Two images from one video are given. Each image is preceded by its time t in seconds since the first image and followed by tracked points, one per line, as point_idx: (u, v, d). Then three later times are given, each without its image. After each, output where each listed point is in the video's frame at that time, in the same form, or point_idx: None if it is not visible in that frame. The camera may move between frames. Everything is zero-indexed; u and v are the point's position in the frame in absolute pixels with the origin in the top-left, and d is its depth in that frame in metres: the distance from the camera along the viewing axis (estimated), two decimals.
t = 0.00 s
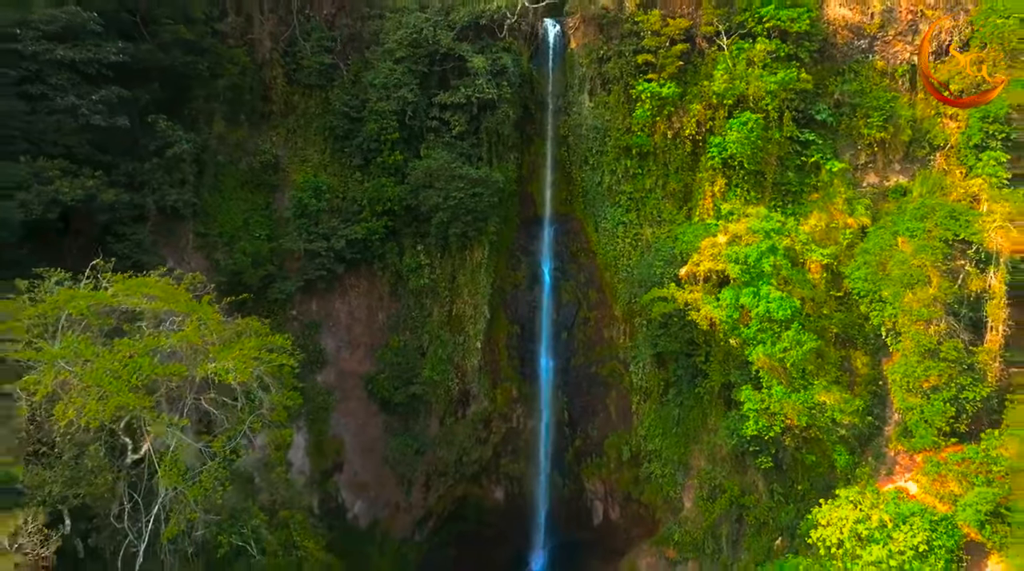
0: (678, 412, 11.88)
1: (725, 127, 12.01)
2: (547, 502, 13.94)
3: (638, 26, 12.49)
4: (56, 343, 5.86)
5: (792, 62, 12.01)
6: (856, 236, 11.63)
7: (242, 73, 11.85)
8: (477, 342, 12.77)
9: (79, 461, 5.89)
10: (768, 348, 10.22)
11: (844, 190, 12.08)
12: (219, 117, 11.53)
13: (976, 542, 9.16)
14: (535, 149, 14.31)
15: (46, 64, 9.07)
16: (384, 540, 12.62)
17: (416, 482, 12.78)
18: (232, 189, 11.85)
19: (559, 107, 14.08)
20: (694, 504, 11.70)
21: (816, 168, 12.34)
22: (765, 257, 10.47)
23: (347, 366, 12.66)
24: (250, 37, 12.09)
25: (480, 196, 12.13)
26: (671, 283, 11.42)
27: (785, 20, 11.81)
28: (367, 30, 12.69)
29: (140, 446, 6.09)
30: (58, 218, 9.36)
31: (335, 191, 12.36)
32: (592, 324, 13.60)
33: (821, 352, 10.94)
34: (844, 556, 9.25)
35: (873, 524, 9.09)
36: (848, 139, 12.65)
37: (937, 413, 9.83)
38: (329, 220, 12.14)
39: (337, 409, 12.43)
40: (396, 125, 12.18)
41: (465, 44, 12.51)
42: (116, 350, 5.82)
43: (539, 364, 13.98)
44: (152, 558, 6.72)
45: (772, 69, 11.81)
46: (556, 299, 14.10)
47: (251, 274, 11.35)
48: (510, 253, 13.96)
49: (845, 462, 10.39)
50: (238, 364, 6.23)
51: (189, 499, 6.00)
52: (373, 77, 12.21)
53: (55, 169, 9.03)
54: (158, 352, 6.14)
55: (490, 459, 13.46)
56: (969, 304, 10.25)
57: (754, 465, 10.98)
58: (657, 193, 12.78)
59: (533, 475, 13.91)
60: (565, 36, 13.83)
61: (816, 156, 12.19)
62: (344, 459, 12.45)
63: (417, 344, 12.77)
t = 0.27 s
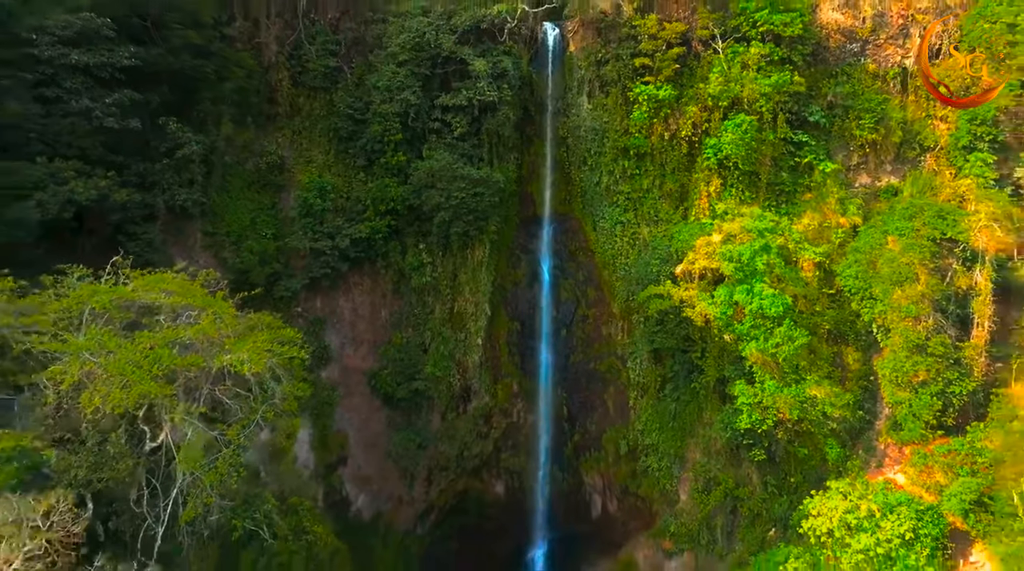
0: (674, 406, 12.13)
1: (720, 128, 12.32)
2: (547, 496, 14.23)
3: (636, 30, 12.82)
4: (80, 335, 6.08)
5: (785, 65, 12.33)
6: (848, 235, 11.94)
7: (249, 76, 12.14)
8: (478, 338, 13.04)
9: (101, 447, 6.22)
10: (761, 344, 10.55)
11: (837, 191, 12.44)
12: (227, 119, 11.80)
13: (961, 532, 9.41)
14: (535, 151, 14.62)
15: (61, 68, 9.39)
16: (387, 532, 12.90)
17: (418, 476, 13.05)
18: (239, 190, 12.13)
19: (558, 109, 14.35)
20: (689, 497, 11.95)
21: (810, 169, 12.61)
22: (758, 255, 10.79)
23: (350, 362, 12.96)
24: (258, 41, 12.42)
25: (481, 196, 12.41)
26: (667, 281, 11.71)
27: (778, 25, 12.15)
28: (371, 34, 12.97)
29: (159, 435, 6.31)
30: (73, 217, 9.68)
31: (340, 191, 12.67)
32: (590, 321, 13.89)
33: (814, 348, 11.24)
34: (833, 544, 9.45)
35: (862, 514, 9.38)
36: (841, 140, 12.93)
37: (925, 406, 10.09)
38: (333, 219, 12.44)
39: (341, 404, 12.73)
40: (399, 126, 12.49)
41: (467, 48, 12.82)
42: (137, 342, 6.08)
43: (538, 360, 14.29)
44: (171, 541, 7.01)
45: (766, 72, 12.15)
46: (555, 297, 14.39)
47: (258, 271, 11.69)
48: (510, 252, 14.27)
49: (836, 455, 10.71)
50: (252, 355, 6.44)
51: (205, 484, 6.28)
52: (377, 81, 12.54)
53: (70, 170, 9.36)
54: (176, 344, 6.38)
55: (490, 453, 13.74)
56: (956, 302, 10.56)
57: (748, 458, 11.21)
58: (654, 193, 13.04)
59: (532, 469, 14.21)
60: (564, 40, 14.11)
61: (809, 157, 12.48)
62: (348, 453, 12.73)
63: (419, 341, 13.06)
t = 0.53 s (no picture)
0: (671, 401, 12.40)
1: (716, 130, 12.62)
2: (546, 490, 14.51)
3: (633, 34, 13.15)
4: (101, 327, 6.33)
5: (779, 68, 12.65)
6: (840, 234, 12.26)
7: (256, 79, 12.43)
8: (479, 335, 13.34)
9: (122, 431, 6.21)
10: (754, 340, 10.83)
11: (830, 191, 12.73)
12: (234, 121, 12.09)
13: (946, 521, 9.76)
14: (534, 152, 14.93)
15: (75, 72, 9.69)
16: (389, 525, 13.18)
17: (421, 470, 13.37)
18: (246, 190, 12.43)
19: (557, 111, 14.63)
20: (685, 489, 12.21)
21: (803, 170, 12.91)
22: (751, 253, 11.10)
23: (355, 358, 13.26)
24: (264, 44, 12.73)
25: (482, 196, 12.70)
26: (664, 278, 12.00)
27: (772, 29, 12.48)
28: (374, 38, 13.33)
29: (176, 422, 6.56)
30: (87, 217, 9.99)
31: (344, 191, 12.97)
32: (589, 319, 14.19)
33: (807, 345, 11.52)
34: (823, 533, 9.75)
35: (851, 503, 9.65)
36: (834, 141, 13.20)
37: (913, 400, 10.41)
38: (338, 219, 12.74)
39: (346, 400, 13.01)
40: (402, 128, 12.78)
41: (468, 51, 13.12)
42: (156, 335, 6.33)
43: (538, 357, 14.59)
44: (188, 525, 6.97)
45: (760, 75, 12.46)
46: (555, 295, 14.69)
47: (265, 269, 11.99)
48: (511, 251, 14.58)
49: (828, 449, 11.04)
50: (265, 347, 6.71)
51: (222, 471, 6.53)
52: (380, 83, 12.84)
53: (85, 171, 9.68)
54: (192, 337, 6.63)
55: (491, 448, 14.04)
56: (943, 299, 10.86)
57: (742, 451, 11.46)
58: (651, 193, 13.33)
59: (532, 463, 14.50)
60: (563, 43, 14.39)
61: (802, 158, 12.78)
62: (352, 447, 13.02)
63: (422, 337, 13.39)
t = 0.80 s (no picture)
0: (668, 396, 12.73)
1: (712, 131, 12.95)
2: (546, 484, 14.87)
3: (631, 38, 13.44)
4: (121, 320, 6.62)
5: (773, 71, 12.96)
6: (833, 233, 12.56)
7: (263, 82, 12.73)
8: (480, 332, 13.65)
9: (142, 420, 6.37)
10: (748, 336, 11.11)
11: (823, 191, 13.01)
12: (241, 122, 12.41)
13: (933, 511, 10.08)
14: (534, 153, 15.25)
15: (89, 76, 9.96)
16: (393, 518, 13.49)
17: (423, 464, 13.67)
18: (253, 190, 12.75)
19: (557, 112, 14.93)
20: (682, 482, 12.51)
21: (797, 171, 13.21)
22: (745, 252, 11.41)
23: (359, 355, 13.57)
24: (271, 49, 13.06)
25: (483, 196, 13.01)
26: (660, 276, 12.29)
27: (766, 33, 12.79)
28: (378, 42, 13.67)
29: (191, 413, 6.74)
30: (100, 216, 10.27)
31: (348, 191, 13.28)
32: (588, 316, 14.52)
33: (800, 341, 11.81)
34: (815, 523, 10.01)
35: (841, 494, 9.95)
36: (827, 142, 13.50)
37: (901, 395, 10.68)
38: (342, 218, 13.05)
39: (350, 395, 13.31)
40: (405, 130, 13.09)
41: (470, 55, 13.43)
42: (174, 329, 6.60)
43: (538, 353, 14.92)
44: (204, 510, 6.98)
45: (755, 78, 12.76)
46: (554, 293, 15.00)
47: (272, 268, 12.30)
48: (512, 250, 14.90)
49: (820, 442, 11.28)
50: (277, 341, 7.00)
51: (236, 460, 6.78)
52: (384, 86, 13.16)
53: (99, 172, 9.97)
54: (208, 332, 6.91)
55: (492, 443, 14.36)
56: (933, 296, 11.14)
57: (736, 445, 11.75)
58: (648, 193, 13.63)
59: (532, 458, 14.82)
60: (562, 47, 14.69)
61: (797, 159, 13.08)
62: (356, 442, 13.32)
63: (424, 334, 13.71)
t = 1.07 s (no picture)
0: (664, 392, 13.05)
1: (708, 133, 13.25)
2: (546, 478, 15.17)
3: (629, 41, 13.71)
4: (140, 314, 6.93)
5: (768, 74, 13.27)
6: (826, 232, 12.87)
7: (269, 85, 13.03)
8: (481, 329, 13.97)
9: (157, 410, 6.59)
10: (742, 332, 11.40)
11: (817, 191, 13.31)
12: (248, 124, 12.73)
13: (920, 501, 10.41)
14: (534, 154, 15.56)
15: (102, 80, 10.26)
16: (396, 511, 13.73)
17: (426, 458, 13.96)
18: (260, 190, 13.06)
19: (556, 114, 15.23)
20: (678, 476, 12.83)
21: (792, 171, 13.52)
22: (740, 251, 11.72)
23: (362, 351, 13.86)
24: (277, 52, 13.37)
25: (484, 196, 13.33)
26: (657, 275, 12.60)
27: (760, 37, 13.10)
28: (382, 45, 13.98)
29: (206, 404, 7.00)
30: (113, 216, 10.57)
31: (353, 192, 13.59)
32: (587, 314, 14.83)
33: (793, 338, 12.11)
34: (806, 514, 10.28)
35: (832, 486, 10.22)
36: (821, 143, 13.80)
37: (891, 390, 10.95)
38: (347, 218, 13.36)
39: (354, 391, 13.60)
40: (408, 131, 13.40)
41: (471, 58, 13.74)
42: (190, 323, 6.89)
43: (537, 350, 15.24)
44: (219, 497, 7.09)
45: (750, 81, 13.07)
46: (554, 291, 15.31)
47: (278, 266, 12.60)
48: (512, 249, 15.20)
49: (813, 436, 11.52)
50: (288, 334, 7.31)
51: (249, 448, 7.05)
52: (387, 89, 13.47)
53: (111, 173, 10.27)
54: (222, 326, 7.20)
55: (493, 438, 14.67)
56: (922, 293, 11.45)
57: (731, 439, 12.06)
58: (646, 194, 13.93)
59: (532, 453, 15.13)
60: (561, 50, 14.97)
61: (791, 160, 13.37)
62: (360, 436, 13.60)
63: (426, 331, 14.01)
